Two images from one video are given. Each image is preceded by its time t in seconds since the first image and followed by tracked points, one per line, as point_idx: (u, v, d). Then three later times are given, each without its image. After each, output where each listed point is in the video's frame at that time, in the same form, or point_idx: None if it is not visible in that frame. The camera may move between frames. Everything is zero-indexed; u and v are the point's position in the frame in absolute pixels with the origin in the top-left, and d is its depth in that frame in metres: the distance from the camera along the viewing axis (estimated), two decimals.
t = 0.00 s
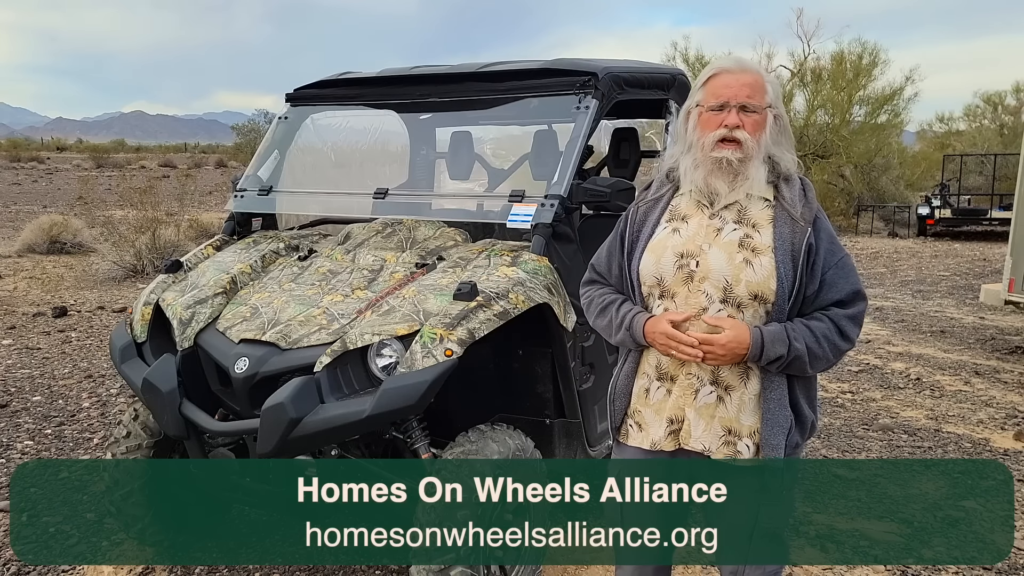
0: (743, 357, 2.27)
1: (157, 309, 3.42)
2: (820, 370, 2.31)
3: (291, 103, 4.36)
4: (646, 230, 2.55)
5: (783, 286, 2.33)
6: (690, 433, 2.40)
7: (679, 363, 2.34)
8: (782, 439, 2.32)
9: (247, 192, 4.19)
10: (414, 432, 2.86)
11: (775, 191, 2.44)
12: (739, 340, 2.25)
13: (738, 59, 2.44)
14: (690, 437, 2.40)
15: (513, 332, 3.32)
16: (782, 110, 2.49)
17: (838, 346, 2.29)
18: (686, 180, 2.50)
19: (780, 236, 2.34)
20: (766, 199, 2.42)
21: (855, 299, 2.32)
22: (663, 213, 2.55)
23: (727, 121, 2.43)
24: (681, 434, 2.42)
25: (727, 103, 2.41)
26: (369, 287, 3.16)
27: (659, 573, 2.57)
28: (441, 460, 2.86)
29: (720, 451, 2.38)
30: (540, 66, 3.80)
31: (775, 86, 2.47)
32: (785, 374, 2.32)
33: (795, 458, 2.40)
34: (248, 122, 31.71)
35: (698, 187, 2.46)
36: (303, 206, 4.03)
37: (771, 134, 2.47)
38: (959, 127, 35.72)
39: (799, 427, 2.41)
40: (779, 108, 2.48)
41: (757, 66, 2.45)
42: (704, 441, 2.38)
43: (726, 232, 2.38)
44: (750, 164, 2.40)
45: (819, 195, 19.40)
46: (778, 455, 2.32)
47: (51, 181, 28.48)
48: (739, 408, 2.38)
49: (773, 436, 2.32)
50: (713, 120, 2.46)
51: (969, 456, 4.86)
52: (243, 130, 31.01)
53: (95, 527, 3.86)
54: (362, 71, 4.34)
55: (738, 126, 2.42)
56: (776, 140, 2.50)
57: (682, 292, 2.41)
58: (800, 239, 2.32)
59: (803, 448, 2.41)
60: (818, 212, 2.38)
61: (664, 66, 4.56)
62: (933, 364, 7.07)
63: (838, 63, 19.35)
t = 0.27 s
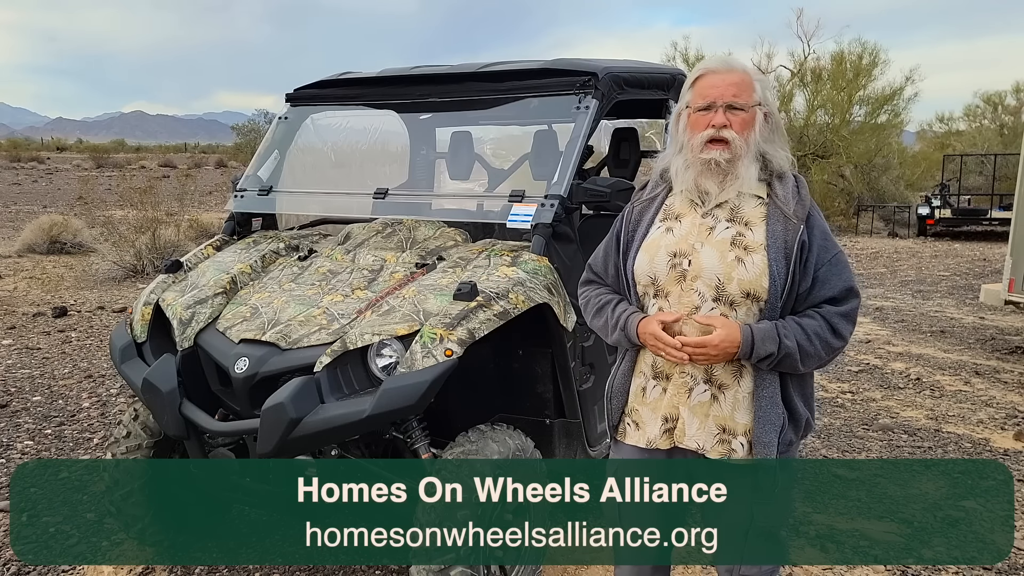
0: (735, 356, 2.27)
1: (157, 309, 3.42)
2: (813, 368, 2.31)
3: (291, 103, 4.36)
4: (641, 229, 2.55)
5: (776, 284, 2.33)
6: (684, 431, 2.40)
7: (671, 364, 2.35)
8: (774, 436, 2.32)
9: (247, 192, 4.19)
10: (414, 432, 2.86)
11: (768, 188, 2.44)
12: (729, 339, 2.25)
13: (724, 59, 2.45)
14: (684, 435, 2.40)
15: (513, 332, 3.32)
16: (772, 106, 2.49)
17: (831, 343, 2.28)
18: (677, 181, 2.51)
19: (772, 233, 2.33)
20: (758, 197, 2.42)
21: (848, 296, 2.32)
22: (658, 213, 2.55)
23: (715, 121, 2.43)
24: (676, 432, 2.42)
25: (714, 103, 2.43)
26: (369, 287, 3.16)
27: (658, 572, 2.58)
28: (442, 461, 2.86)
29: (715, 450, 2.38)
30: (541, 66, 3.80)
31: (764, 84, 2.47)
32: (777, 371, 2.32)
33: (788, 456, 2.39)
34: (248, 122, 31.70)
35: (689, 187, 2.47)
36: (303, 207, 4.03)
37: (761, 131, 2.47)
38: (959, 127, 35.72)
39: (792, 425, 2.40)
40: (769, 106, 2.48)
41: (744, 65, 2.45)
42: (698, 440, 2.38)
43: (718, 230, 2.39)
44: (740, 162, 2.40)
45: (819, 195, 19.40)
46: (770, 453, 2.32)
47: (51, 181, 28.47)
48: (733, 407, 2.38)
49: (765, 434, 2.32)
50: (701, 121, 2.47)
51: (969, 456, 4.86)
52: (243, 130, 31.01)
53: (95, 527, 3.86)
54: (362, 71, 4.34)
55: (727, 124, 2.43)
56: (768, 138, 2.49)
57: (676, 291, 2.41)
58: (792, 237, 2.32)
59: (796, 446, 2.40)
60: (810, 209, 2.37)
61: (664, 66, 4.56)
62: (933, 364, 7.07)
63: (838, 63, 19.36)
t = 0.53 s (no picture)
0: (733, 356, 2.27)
1: (157, 309, 3.42)
2: (810, 368, 2.31)
3: (291, 103, 4.36)
4: (638, 230, 2.55)
5: (775, 284, 2.33)
6: (684, 432, 2.40)
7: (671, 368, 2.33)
8: (774, 437, 2.32)
9: (247, 192, 4.19)
10: (413, 432, 2.86)
11: (765, 188, 2.44)
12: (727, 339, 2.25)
13: (713, 60, 2.45)
14: (683, 436, 2.40)
15: (513, 332, 3.32)
16: (766, 106, 2.48)
17: (829, 342, 2.29)
18: (673, 183, 2.51)
19: (771, 234, 2.33)
20: (756, 198, 2.42)
21: (845, 296, 2.33)
22: (656, 213, 2.55)
23: (708, 123, 2.44)
24: (675, 433, 2.42)
25: (706, 106, 2.43)
26: (369, 287, 3.16)
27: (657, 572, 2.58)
28: (442, 461, 2.85)
29: (715, 450, 2.38)
30: (541, 66, 3.80)
31: (755, 83, 2.46)
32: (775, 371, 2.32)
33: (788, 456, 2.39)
34: (248, 122, 31.70)
35: (686, 189, 2.47)
36: (303, 207, 4.03)
37: (755, 131, 2.47)
38: (959, 127, 35.72)
39: (791, 424, 2.41)
40: (762, 104, 2.48)
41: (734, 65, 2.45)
42: (697, 440, 2.38)
43: (716, 231, 2.39)
44: (735, 163, 2.40)
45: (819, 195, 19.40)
46: (770, 453, 2.32)
47: (51, 181, 28.48)
48: (732, 407, 2.38)
49: (765, 434, 2.33)
50: (695, 124, 2.47)
51: (969, 456, 4.86)
52: (243, 130, 31.01)
53: (95, 527, 3.86)
54: (362, 71, 4.34)
55: (720, 126, 2.43)
56: (763, 136, 2.49)
57: (675, 292, 2.41)
58: (791, 237, 2.32)
59: (796, 445, 2.40)
60: (808, 209, 2.37)
61: (664, 66, 4.56)
62: (933, 364, 7.07)
63: (838, 63, 19.36)
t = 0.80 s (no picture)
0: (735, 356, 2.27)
1: (157, 309, 3.42)
2: (812, 367, 2.32)
3: (291, 103, 4.36)
4: (638, 231, 2.55)
5: (776, 285, 2.33)
6: (686, 433, 2.40)
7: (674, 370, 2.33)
8: (777, 436, 2.33)
9: (247, 192, 4.19)
10: (414, 432, 2.86)
11: (764, 188, 2.44)
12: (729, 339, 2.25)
13: (704, 61, 2.45)
14: (686, 437, 2.40)
15: (513, 331, 3.32)
16: (760, 104, 2.48)
17: (830, 342, 2.29)
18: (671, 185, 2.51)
19: (771, 235, 2.33)
20: (755, 197, 2.42)
21: (846, 296, 2.33)
22: (655, 215, 2.54)
23: (703, 124, 2.44)
24: (677, 434, 2.42)
25: (699, 107, 2.43)
26: (369, 287, 3.16)
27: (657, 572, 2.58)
28: (441, 461, 2.86)
29: (717, 451, 2.38)
30: (540, 66, 3.80)
31: (748, 80, 2.46)
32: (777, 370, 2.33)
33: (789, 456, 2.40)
34: (248, 123, 31.71)
35: (686, 191, 2.46)
36: (303, 207, 4.03)
37: (751, 129, 2.47)
38: (959, 127, 35.72)
39: (793, 424, 2.41)
40: (756, 101, 2.47)
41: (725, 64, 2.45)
42: (700, 441, 2.38)
43: (717, 232, 2.39)
44: (733, 163, 2.40)
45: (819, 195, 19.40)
46: (773, 453, 2.34)
47: (51, 181, 28.50)
48: (734, 408, 2.38)
49: (768, 435, 2.33)
50: (690, 126, 2.47)
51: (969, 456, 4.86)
52: (243, 130, 31.02)
53: (95, 527, 3.86)
54: (362, 71, 4.34)
55: (716, 127, 2.42)
56: (759, 134, 2.49)
57: (676, 293, 2.41)
58: (791, 238, 2.32)
59: (797, 445, 2.41)
60: (808, 209, 2.37)
61: (664, 66, 4.56)
62: (933, 364, 7.07)
63: (838, 63, 19.35)
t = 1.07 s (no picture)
0: (739, 355, 2.27)
1: (157, 309, 3.42)
2: (814, 365, 2.32)
3: (291, 103, 4.36)
4: (636, 232, 2.54)
5: (777, 284, 2.33)
6: (690, 435, 2.40)
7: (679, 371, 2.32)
8: (780, 435, 2.34)
9: (247, 192, 4.19)
10: (414, 432, 2.86)
11: (762, 188, 2.45)
12: (733, 339, 2.25)
13: (699, 61, 2.45)
14: (690, 439, 2.40)
15: (512, 331, 3.32)
16: (754, 103, 2.48)
17: (831, 340, 2.30)
18: (668, 186, 2.50)
19: (772, 234, 2.33)
20: (753, 197, 2.42)
21: (846, 293, 2.34)
22: (653, 216, 2.54)
23: (700, 124, 2.43)
24: (681, 436, 2.42)
25: (695, 107, 2.43)
26: (369, 287, 3.16)
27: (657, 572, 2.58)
28: (441, 460, 2.86)
29: (720, 452, 2.38)
30: (540, 66, 3.80)
31: (743, 80, 2.46)
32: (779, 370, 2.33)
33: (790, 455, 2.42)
34: (248, 123, 31.72)
35: (684, 192, 2.46)
36: (303, 207, 4.03)
37: (746, 128, 2.47)
38: (959, 127, 35.72)
39: (794, 423, 2.43)
40: (751, 100, 2.48)
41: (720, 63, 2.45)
42: (704, 443, 2.38)
43: (717, 233, 2.38)
44: (731, 162, 2.40)
45: (819, 195, 19.40)
46: (776, 452, 2.34)
47: (51, 181, 28.51)
48: (737, 408, 2.38)
49: (771, 434, 2.34)
50: (687, 126, 2.47)
51: (969, 456, 4.86)
52: (243, 130, 31.02)
53: (95, 527, 3.86)
54: (362, 71, 4.34)
55: (712, 127, 2.42)
56: (755, 134, 2.49)
57: (677, 294, 2.41)
58: (791, 237, 2.32)
59: (799, 444, 2.43)
60: (806, 208, 2.38)
61: (663, 66, 4.56)
62: (933, 364, 7.07)
63: (838, 63, 19.36)
